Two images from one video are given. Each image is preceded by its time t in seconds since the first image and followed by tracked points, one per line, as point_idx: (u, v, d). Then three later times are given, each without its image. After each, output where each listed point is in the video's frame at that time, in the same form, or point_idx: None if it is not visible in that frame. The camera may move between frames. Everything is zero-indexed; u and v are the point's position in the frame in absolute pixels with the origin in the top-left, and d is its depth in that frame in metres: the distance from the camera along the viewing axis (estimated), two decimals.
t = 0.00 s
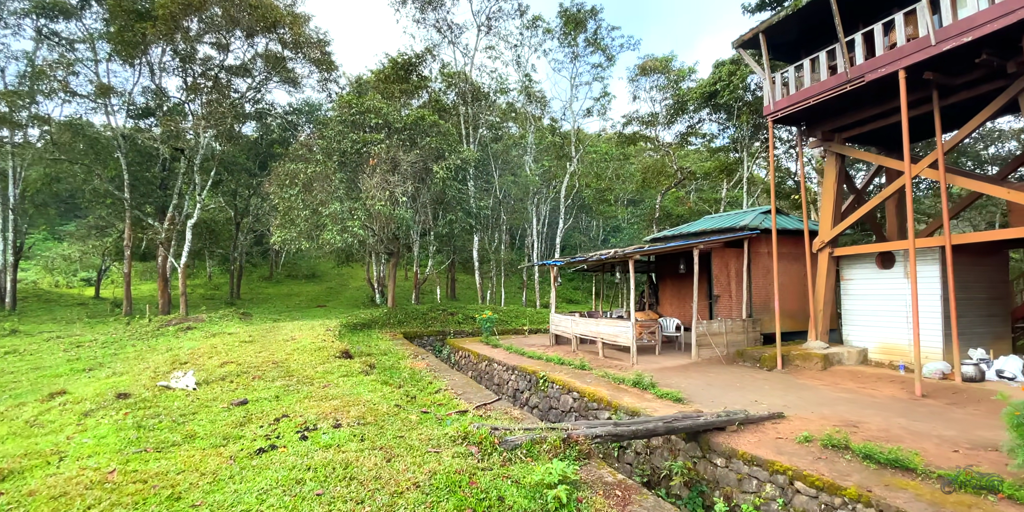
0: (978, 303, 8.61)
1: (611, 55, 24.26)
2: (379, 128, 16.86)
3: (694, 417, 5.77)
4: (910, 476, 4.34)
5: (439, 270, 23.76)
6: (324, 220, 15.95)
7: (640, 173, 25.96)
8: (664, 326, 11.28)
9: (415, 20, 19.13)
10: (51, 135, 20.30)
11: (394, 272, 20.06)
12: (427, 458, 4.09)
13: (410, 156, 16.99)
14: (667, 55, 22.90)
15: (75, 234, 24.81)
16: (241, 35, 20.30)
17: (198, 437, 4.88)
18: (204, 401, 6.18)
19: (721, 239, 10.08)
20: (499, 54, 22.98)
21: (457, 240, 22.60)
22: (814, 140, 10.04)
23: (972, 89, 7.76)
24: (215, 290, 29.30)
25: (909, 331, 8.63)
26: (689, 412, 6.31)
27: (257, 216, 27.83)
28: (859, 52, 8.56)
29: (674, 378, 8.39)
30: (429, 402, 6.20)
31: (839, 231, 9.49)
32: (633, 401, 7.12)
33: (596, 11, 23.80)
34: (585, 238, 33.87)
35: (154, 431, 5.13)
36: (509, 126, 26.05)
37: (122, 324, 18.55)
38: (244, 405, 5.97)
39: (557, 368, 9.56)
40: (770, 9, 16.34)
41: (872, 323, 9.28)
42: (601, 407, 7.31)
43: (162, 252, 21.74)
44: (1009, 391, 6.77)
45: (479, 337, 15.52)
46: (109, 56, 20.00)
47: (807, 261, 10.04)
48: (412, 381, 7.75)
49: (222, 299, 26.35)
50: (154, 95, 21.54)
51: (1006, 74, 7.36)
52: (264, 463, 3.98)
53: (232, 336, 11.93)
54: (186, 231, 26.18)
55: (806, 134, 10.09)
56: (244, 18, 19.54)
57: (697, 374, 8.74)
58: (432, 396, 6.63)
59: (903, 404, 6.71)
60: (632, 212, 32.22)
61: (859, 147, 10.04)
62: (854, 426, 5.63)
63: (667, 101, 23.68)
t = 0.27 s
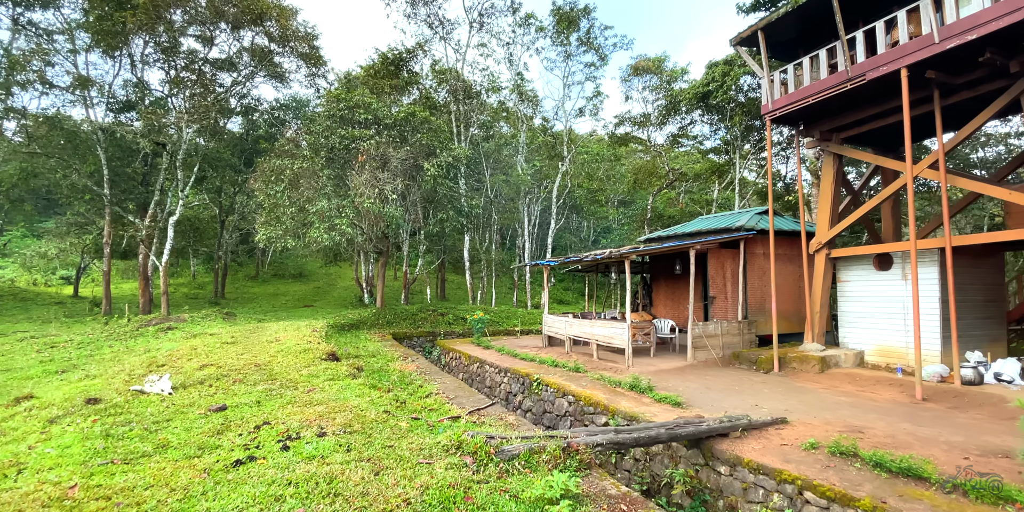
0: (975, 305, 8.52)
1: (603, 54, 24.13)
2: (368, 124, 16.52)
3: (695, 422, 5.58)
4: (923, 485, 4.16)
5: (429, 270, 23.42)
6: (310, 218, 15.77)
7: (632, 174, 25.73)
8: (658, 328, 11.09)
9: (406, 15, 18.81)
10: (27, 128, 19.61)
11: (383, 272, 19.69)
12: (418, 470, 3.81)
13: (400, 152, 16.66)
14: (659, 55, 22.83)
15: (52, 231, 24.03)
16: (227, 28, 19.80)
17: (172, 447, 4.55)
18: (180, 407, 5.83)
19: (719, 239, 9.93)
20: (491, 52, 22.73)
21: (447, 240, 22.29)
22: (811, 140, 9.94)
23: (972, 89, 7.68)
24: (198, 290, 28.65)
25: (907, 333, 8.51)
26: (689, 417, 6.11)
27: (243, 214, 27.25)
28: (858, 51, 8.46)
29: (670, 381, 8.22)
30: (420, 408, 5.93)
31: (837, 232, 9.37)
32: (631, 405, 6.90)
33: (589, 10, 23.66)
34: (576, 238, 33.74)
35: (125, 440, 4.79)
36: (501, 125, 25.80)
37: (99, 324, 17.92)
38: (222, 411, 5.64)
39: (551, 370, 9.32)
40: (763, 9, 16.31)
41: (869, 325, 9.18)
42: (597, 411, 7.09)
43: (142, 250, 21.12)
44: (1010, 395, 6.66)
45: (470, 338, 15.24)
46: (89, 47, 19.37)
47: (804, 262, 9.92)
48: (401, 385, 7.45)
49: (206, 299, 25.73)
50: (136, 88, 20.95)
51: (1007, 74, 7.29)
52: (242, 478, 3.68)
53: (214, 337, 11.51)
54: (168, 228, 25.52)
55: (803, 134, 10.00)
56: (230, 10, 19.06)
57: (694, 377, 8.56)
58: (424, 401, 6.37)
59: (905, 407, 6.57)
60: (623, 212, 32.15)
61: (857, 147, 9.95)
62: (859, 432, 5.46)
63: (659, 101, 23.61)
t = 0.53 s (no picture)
0: (975, 308, 8.40)
1: (596, 54, 23.97)
2: (357, 120, 16.14)
3: (701, 431, 5.32)
4: (944, 500, 3.94)
5: (419, 271, 23.04)
6: (298, 216, 15.26)
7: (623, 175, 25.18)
8: (654, 331, 10.88)
9: (397, 11, 18.47)
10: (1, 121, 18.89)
11: (371, 272, 19.28)
12: (409, 489, 3.50)
13: (390, 150, 16.30)
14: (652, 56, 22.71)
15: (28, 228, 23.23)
16: (212, 21, 19.27)
17: (141, 462, 4.19)
18: (153, 416, 5.45)
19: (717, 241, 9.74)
20: (482, 50, 22.44)
21: (438, 240, 21.94)
22: (810, 140, 9.80)
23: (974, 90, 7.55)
24: (181, 289, 27.94)
25: (907, 338, 8.37)
26: (692, 425, 5.86)
27: (228, 212, 26.63)
28: (860, 50, 8.31)
29: (669, 385, 7.99)
30: (411, 416, 5.61)
31: (836, 234, 9.23)
32: (630, 412, 6.65)
33: (582, 10, 23.48)
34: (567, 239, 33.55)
35: (90, 453, 4.41)
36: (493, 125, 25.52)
37: (76, 324, 17.28)
38: (199, 420, 5.28)
39: (546, 374, 9.03)
40: (758, 10, 16.23)
41: (869, 329, 9.03)
42: (596, 418, 6.82)
43: (122, 248, 20.47)
44: (1016, 400, 6.52)
45: (461, 341, 14.92)
46: (68, 39, 18.74)
47: (802, 265, 9.76)
48: (391, 390, 7.12)
49: (189, 299, 25.07)
50: (116, 82, 20.31)
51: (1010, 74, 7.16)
52: (215, 498, 3.33)
53: (195, 339, 11.06)
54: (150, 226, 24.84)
55: (802, 134, 9.86)
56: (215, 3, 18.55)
57: (692, 381, 8.34)
58: (415, 408, 6.05)
59: (910, 414, 6.40)
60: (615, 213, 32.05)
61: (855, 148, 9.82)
62: (869, 440, 5.26)
63: (652, 102, 23.50)
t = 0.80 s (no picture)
0: (974, 313, 8.33)
1: (589, 55, 23.85)
2: (346, 116, 15.79)
3: (706, 439, 5.10)
4: None
5: (408, 272, 22.67)
6: (284, 214, 14.88)
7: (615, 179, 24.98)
8: (650, 334, 10.69)
9: (388, 7, 18.15)
10: None
11: (359, 273, 18.87)
12: (403, 506, 3.21)
13: (380, 147, 15.95)
14: (645, 58, 22.65)
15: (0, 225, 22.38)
16: (197, 14, 18.76)
17: (108, 475, 3.84)
18: (124, 424, 5.08)
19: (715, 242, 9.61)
20: (474, 49, 22.19)
21: (428, 241, 21.63)
22: (808, 142, 9.70)
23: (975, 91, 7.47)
24: (162, 289, 27.20)
25: (906, 342, 8.27)
26: (696, 432, 5.65)
27: (212, 211, 26.02)
28: (860, 49, 8.22)
29: (667, 390, 7.79)
30: (402, 423, 5.32)
31: (835, 237, 9.13)
32: (630, 419, 6.42)
33: (575, 10, 23.36)
34: (557, 241, 33.40)
35: (52, 465, 4.04)
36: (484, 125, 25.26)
37: (50, 325, 16.63)
38: (175, 428, 4.93)
39: (540, 379, 8.77)
40: (752, 12, 16.23)
41: (867, 333, 8.94)
42: (594, 425, 6.58)
43: (100, 246, 19.80)
44: (1020, 406, 6.41)
45: (451, 343, 14.62)
46: (45, 29, 18.08)
47: (800, 267, 9.65)
48: (380, 396, 6.80)
49: (170, 299, 24.38)
50: (96, 75, 19.66)
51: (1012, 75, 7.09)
52: None
53: (174, 341, 10.61)
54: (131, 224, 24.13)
55: (800, 135, 9.77)
56: None
57: (691, 386, 8.15)
58: (405, 415, 5.75)
59: (915, 420, 6.25)
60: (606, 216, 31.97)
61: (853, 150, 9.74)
62: (878, 448, 5.09)
63: (644, 104, 23.45)
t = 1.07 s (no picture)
0: (970, 317, 8.27)
1: (580, 55, 23.71)
2: (333, 112, 15.41)
3: (711, 449, 4.88)
4: None
5: (395, 273, 22.26)
6: (269, 213, 14.44)
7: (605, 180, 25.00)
8: (644, 337, 10.52)
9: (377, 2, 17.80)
10: None
11: (345, 274, 18.43)
12: None
13: (368, 145, 15.58)
14: (637, 59, 22.58)
15: None
16: (179, 6, 18.21)
17: (70, 495, 3.49)
18: (91, 436, 4.70)
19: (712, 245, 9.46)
20: (465, 48, 21.92)
21: (416, 241, 21.28)
22: (805, 143, 9.61)
23: (976, 94, 7.41)
24: (141, 289, 26.41)
25: (903, 346, 8.18)
26: (699, 442, 5.44)
27: (193, 209, 25.34)
28: (860, 50, 8.14)
29: (665, 396, 7.59)
30: (392, 434, 5.03)
31: (832, 240, 9.04)
32: (629, 426, 6.20)
33: (567, 10, 23.22)
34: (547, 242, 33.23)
35: (8, 484, 3.68)
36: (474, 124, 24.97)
37: (20, 326, 15.94)
38: (147, 441, 4.58)
39: (534, 384, 8.51)
40: (745, 14, 16.20)
41: (863, 337, 8.85)
42: (592, 433, 6.34)
43: (76, 245, 19.09)
44: (1022, 412, 6.32)
45: (440, 346, 14.29)
46: (18, 18, 17.38)
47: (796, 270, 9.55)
48: (368, 404, 6.48)
49: (149, 299, 23.64)
50: (73, 68, 18.95)
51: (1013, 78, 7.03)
52: None
53: (151, 344, 10.16)
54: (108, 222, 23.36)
55: (797, 136, 9.67)
56: None
57: (688, 391, 7.96)
58: (395, 425, 5.45)
59: (918, 427, 6.12)
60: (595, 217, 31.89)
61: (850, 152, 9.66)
62: (887, 458, 4.93)
63: (635, 105, 23.38)
